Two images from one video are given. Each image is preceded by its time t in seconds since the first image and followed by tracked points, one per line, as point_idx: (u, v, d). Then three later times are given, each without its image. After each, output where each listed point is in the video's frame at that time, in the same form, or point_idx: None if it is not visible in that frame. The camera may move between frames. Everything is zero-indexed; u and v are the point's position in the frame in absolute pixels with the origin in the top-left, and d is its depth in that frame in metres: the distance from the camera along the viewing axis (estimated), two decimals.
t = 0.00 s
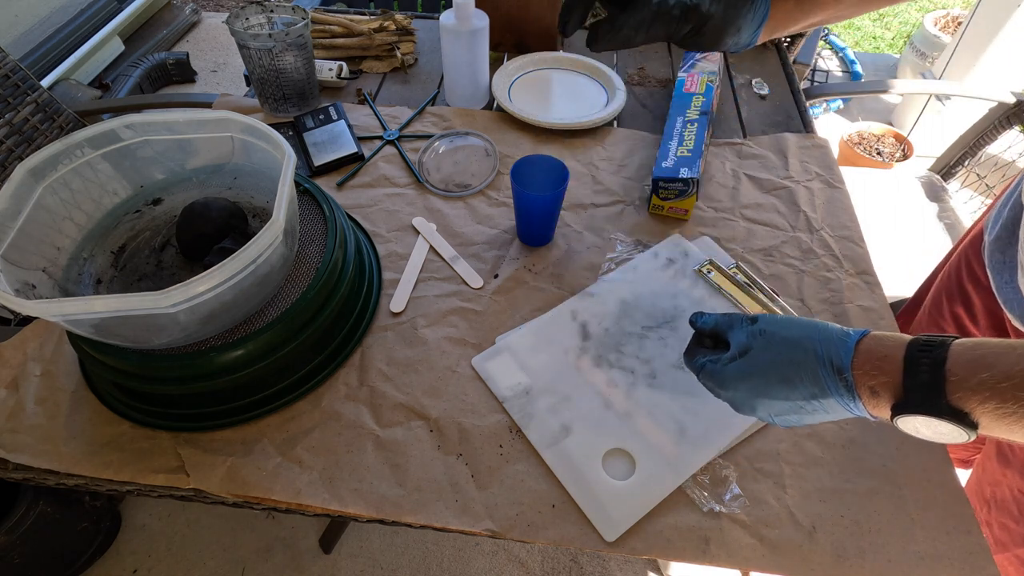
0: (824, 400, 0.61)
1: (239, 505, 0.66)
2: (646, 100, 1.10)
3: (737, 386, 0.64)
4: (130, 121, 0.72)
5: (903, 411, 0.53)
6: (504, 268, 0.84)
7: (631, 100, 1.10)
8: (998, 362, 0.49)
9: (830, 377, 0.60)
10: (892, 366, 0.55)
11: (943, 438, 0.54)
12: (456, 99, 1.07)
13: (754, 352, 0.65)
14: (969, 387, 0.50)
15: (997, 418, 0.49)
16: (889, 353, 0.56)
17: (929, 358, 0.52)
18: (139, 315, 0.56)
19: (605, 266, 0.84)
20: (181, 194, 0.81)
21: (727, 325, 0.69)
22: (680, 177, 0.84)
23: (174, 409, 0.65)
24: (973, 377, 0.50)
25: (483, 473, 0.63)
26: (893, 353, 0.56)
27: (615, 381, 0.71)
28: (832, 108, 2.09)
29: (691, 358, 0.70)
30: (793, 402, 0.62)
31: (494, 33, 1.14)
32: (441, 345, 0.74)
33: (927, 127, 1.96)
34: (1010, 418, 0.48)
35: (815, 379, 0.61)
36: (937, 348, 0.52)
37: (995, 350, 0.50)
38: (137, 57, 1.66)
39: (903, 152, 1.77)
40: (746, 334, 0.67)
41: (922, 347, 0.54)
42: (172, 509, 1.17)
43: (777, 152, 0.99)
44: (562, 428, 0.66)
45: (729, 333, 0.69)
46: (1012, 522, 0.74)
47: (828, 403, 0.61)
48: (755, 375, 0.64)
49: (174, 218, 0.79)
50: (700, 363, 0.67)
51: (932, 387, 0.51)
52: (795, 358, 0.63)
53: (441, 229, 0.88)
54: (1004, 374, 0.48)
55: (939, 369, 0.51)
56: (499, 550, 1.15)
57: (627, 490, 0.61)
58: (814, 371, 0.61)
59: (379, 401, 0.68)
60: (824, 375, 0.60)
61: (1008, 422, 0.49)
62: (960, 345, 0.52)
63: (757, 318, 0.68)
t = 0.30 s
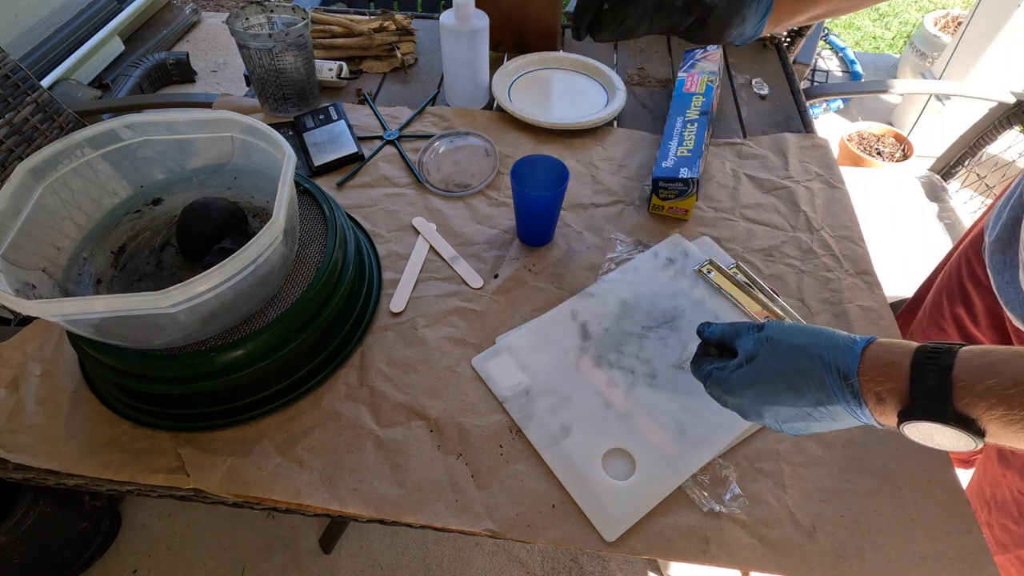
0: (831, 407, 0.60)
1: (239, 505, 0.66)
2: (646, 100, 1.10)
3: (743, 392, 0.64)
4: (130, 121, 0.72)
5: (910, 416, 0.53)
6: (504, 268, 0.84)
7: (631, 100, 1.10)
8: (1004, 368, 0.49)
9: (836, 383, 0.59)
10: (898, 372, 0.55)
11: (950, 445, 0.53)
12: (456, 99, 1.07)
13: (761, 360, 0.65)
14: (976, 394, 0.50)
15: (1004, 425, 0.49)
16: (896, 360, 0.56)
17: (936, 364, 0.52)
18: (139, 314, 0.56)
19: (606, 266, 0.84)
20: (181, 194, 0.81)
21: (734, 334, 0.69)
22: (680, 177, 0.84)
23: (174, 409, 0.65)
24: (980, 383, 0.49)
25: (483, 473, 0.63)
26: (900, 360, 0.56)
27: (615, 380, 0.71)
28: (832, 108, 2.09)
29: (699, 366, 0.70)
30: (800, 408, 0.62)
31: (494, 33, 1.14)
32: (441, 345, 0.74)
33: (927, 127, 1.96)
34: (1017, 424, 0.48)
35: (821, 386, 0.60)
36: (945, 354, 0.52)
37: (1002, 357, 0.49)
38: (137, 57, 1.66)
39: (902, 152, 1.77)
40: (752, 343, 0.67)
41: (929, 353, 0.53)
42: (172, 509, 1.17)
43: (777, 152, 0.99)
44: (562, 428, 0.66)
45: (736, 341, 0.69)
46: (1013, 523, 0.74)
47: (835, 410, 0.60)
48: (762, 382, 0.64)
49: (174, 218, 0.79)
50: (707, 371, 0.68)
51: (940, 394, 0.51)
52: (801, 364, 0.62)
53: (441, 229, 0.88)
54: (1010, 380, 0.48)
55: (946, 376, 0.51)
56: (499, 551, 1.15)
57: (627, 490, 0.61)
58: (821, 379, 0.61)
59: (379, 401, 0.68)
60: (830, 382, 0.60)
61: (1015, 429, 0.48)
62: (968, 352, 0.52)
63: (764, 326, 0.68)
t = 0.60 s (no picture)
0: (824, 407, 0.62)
1: (239, 506, 0.66)
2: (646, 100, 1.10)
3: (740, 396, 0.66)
4: (130, 121, 0.72)
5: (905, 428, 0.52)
6: (505, 268, 0.84)
7: (631, 100, 1.10)
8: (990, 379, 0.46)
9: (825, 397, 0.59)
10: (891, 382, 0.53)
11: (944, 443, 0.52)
12: (456, 99, 1.07)
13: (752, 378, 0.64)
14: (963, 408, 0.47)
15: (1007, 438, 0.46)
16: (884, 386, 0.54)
17: (925, 377, 0.49)
18: (139, 314, 0.56)
19: (606, 266, 0.84)
20: (181, 194, 0.81)
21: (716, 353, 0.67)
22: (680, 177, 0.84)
23: (174, 409, 0.65)
24: (970, 402, 0.47)
25: (483, 473, 0.63)
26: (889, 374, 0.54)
27: (615, 380, 0.71)
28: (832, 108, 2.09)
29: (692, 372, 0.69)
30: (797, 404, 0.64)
31: (494, 33, 1.14)
32: (441, 345, 0.74)
33: (927, 127, 1.96)
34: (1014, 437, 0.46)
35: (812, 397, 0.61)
36: (931, 365, 0.50)
37: (992, 367, 0.46)
38: (137, 57, 1.67)
39: (903, 152, 1.77)
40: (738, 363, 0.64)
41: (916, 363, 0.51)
42: (172, 509, 1.17)
43: (777, 152, 0.99)
44: (562, 428, 0.66)
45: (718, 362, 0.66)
46: (1015, 523, 0.74)
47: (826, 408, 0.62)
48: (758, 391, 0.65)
49: (174, 218, 0.79)
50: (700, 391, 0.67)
51: (928, 408, 0.49)
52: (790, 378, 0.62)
53: (441, 229, 0.88)
54: (1002, 397, 0.45)
55: (935, 389, 0.49)
56: (499, 551, 1.15)
57: (627, 490, 0.61)
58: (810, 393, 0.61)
59: (379, 401, 0.68)
60: (818, 397, 0.60)
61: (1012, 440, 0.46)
62: (956, 357, 0.49)
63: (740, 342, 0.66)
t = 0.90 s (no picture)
0: (794, 348, 0.68)
1: (239, 506, 0.66)
2: (646, 100, 1.10)
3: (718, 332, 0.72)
4: (130, 121, 0.72)
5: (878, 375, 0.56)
6: (505, 268, 0.84)
7: (631, 100, 1.10)
8: (967, 330, 0.50)
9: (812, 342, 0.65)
10: (875, 327, 0.58)
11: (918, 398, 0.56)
12: (456, 99, 1.07)
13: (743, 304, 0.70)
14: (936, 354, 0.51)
15: (972, 386, 0.50)
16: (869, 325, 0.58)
17: (908, 328, 0.53)
18: (140, 314, 0.56)
19: (606, 266, 0.84)
20: (181, 194, 0.81)
21: (718, 281, 0.73)
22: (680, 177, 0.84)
23: (174, 409, 0.65)
24: (946, 352, 0.51)
25: (483, 473, 0.63)
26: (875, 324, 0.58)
27: (615, 380, 0.71)
28: (832, 108, 2.09)
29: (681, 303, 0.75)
30: (765, 344, 0.70)
31: (494, 33, 1.15)
32: (441, 345, 0.74)
33: (927, 127, 1.96)
34: (983, 384, 0.49)
35: (792, 331, 0.67)
36: (916, 318, 0.53)
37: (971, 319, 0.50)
38: (137, 57, 1.66)
39: (902, 152, 1.77)
40: (734, 292, 0.70)
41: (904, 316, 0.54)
42: (172, 509, 1.17)
43: (777, 152, 0.99)
44: (562, 428, 0.66)
45: (716, 290, 0.72)
46: (1017, 522, 0.74)
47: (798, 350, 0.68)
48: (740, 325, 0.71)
49: (174, 218, 0.79)
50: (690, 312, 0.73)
51: (906, 353, 0.53)
52: (782, 307, 0.68)
53: (441, 229, 0.88)
54: (979, 340, 0.49)
55: (916, 341, 0.52)
56: (499, 550, 1.15)
57: (628, 490, 0.61)
58: (794, 326, 0.67)
59: (379, 401, 0.68)
60: (807, 331, 0.65)
61: (982, 387, 0.49)
62: (940, 313, 0.52)
63: (744, 276, 0.71)
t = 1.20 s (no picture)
0: (807, 387, 0.62)
1: (239, 506, 0.66)
2: (646, 100, 1.10)
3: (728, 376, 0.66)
4: (130, 121, 0.72)
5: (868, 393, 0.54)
6: (505, 268, 0.84)
7: (631, 100, 1.10)
8: (953, 345, 0.48)
9: (811, 364, 0.61)
10: (861, 347, 0.56)
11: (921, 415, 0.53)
12: (456, 99, 1.07)
13: (744, 345, 0.65)
14: (923, 369, 0.50)
15: (954, 398, 0.49)
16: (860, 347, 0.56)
17: (893, 344, 0.52)
18: (140, 314, 0.56)
19: (606, 266, 0.84)
20: (181, 194, 0.81)
21: (722, 318, 0.69)
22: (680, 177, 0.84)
23: (174, 409, 0.65)
24: (926, 361, 0.50)
25: (483, 473, 0.63)
26: (864, 344, 0.56)
27: (615, 380, 0.71)
28: (832, 108, 2.10)
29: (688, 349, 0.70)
30: (778, 388, 0.64)
31: (494, 33, 1.15)
32: (441, 345, 0.74)
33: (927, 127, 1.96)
34: (964, 395, 0.48)
35: (797, 367, 0.62)
36: (901, 335, 0.52)
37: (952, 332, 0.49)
38: (137, 57, 1.66)
39: (903, 152, 1.77)
40: (738, 327, 0.66)
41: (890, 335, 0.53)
42: (172, 509, 1.17)
43: (777, 152, 0.99)
44: (562, 428, 0.66)
45: (723, 326, 0.68)
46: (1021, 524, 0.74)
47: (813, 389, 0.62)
48: (748, 365, 0.65)
49: (174, 218, 0.79)
50: (697, 355, 0.69)
51: (887, 366, 0.52)
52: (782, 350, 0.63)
53: (441, 229, 0.88)
54: (957, 351, 0.48)
55: (896, 355, 0.52)
56: (499, 551, 1.15)
57: (627, 491, 0.61)
58: (796, 361, 0.62)
59: (379, 401, 0.68)
60: (803, 354, 0.61)
61: (963, 399, 0.48)
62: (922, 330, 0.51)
63: (748, 310, 0.67)
